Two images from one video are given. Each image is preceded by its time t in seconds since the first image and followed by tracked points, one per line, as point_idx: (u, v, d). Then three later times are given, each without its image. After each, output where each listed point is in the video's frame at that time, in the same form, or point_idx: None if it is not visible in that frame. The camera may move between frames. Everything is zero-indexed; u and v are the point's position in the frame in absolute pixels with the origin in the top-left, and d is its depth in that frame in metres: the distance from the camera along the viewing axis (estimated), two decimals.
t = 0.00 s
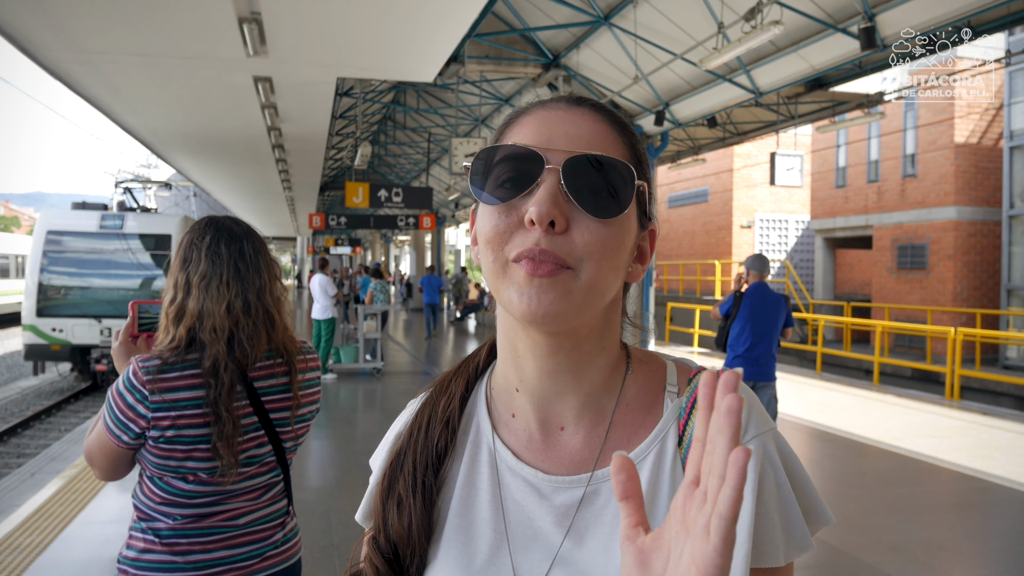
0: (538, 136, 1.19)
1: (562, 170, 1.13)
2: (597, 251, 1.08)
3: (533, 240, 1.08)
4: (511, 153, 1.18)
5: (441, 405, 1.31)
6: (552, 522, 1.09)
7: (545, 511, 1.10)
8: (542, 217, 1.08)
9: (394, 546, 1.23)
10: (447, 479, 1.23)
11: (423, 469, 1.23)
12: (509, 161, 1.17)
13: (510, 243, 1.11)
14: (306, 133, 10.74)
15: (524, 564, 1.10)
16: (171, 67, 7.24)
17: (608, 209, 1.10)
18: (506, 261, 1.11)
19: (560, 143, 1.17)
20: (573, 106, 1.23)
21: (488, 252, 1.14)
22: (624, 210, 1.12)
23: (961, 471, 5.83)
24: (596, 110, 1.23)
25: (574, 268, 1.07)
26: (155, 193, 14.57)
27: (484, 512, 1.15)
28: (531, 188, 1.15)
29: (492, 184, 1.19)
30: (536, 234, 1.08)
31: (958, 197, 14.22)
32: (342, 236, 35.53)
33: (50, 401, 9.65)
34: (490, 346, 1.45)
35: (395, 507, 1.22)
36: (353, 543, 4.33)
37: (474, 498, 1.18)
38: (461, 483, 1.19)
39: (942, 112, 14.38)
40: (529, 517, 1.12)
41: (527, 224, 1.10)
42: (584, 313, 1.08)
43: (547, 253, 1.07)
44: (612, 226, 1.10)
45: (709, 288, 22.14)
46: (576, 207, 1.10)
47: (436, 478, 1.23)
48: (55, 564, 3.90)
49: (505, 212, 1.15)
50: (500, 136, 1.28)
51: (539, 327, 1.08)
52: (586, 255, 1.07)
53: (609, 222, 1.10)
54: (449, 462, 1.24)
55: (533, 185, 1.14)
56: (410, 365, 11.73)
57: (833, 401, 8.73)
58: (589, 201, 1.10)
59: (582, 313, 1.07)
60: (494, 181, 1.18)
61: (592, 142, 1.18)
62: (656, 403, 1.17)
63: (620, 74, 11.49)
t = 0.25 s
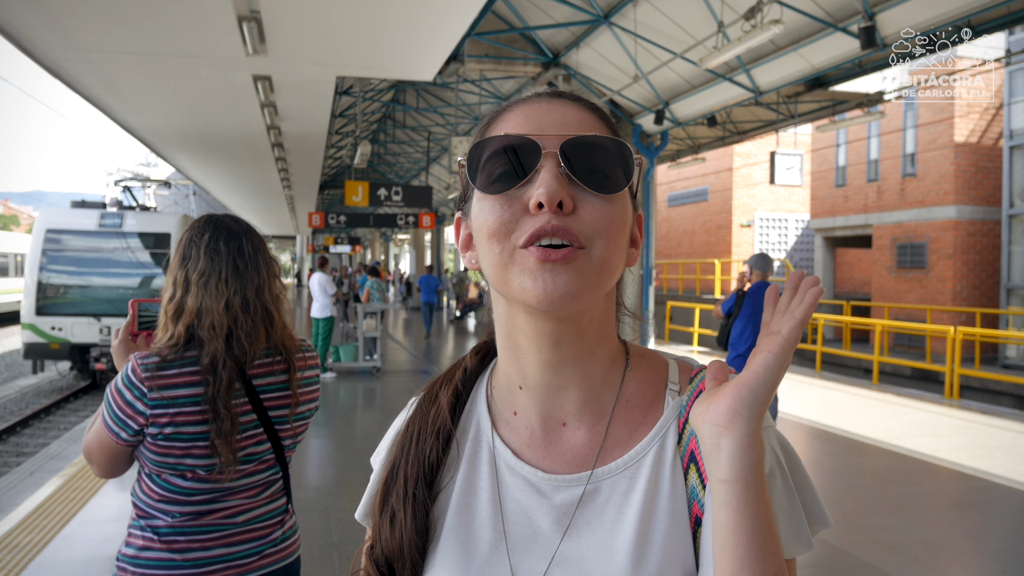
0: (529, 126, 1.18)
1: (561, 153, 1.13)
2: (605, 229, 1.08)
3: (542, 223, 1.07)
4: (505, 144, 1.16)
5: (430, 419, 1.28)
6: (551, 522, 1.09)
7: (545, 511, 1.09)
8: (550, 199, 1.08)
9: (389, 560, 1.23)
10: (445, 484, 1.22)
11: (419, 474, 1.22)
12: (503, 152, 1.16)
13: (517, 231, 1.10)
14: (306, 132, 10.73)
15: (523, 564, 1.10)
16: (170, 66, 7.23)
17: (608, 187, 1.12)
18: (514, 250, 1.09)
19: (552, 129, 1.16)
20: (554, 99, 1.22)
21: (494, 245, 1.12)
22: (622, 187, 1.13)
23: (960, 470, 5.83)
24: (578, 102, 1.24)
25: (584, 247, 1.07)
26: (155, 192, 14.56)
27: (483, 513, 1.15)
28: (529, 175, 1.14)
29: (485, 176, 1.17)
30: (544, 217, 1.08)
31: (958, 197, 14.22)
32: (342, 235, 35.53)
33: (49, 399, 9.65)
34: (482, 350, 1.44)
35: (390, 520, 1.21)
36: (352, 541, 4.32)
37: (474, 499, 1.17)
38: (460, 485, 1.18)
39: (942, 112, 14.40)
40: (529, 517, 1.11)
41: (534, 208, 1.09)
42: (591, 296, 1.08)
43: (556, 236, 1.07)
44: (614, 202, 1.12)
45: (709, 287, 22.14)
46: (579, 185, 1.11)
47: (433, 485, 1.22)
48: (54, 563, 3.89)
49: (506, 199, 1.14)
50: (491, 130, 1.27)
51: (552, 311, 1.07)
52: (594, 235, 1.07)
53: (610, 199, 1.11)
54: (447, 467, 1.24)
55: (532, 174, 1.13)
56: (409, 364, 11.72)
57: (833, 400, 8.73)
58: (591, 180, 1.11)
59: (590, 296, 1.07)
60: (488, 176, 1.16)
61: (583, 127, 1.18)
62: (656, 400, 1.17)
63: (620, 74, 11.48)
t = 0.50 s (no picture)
0: (516, 140, 1.19)
1: (552, 168, 1.13)
2: (600, 238, 1.09)
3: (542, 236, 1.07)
4: (496, 159, 1.17)
5: (433, 420, 1.31)
6: (555, 524, 1.09)
7: (548, 513, 1.09)
8: (547, 219, 1.08)
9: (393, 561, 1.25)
10: (447, 488, 1.24)
11: (421, 479, 1.24)
12: (493, 169, 1.17)
13: (515, 244, 1.10)
14: (305, 131, 10.73)
15: (525, 565, 1.10)
16: (169, 66, 7.23)
17: (601, 194, 1.12)
18: (513, 264, 1.09)
19: (541, 141, 1.17)
20: (541, 104, 1.23)
21: (491, 260, 1.12)
22: (618, 196, 1.14)
23: (960, 470, 5.83)
24: (567, 105, 1.24)
25: (583, 258, 1.07)
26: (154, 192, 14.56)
27: (486, 516, 1.16)
28: (524, 191, 1.14)
29: (479, 189, 1.18)
30: (542, 233, 1.08)
31: (957, 197, 14.22)
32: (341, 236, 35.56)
33: (49, 399, 9.65)
34: (480, 352, 1.44)
35: (391, 525, 1.23)
36: (352, 541, 4.32)
37: (475, 503, 1.18)
38: (463, 489, 1.19)
39: (941, 112, 14.41)
40: (532, 519, 1.12)
41: (531, 225, 1.09)
42: (592, 305, 1.08)
43: (555, 248, 1.07)
44: (609, 211, 1.12)
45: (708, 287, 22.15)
46: (573, 200, 1.11)
47: (434, 489, 1.24)
48: (53, 563, 3.89)
49: (502, 214, 1.14)
50: (483, 137, 1.28)
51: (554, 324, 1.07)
52: (593, 245, 1.08)
53: (606, 208, 1.12)
54: (448, 470, 1.26)
55: (527, 188, 1.14)
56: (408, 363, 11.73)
57: (832, 400, 8.73)
58: (589, 191, 1.11)
59: (592, 305, 1.07)
60: (480, 192, 1.18)
61: (574, 134, 1.19)
62: (658, 403, 1.17)
63: (620, 74, 11.49)
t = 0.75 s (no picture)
0: (515, 131, 1.18)
1: (553, 154, 1.13)
2: (605, 225, 1.09)
3: (543, 227, 1.07)
4: (492, 155, 1.17)
5: (431, 422, 1.31)
6: (555, 522, 1.08)
7: (548, 511, 1.09)
8: (547, 201, 1.08)
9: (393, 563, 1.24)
10: (447, 490, 1.23)
11: (421, 480, 1.23)
12: (493, 165, 1.16)
13: (515, 238, 1.10)
14: (305, 133, 10.72)
15: (526, 565, 1.10)
16: (168, 67, 7.23)
17: (599, 186, 1.12)
18: (514, 258, 1.09)
19: (539, 131, 1.17)
20: (536, 99, 1.23)
21: (491, 255, 1.12)
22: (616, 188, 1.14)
23: (960, 470, 5.83)
24: (561, 102, 1.24)
25: (588, 246, 1.07)
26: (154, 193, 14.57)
27: (486, 514, 1.16)
28: (522, 181, 1.13)
29: (476, 183, 1.18)
30: (542, 220, 1.08)
31: (957, 197, 14.21)
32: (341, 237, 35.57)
33: (49, 401, 9.66)
34: (478, 353, 1.44)
35: (391, 527, 1.23)
36: (352, 542, 4.32)
37: (476, 502, 1.18)
38: (463, 488, 1.19)
39: (941, 112, 14.41)
40: (531, 518, 1.11)
41: (530, 212, 1.09)
42: (595, 296, 1.08)
43: (557, 238, 1.06)
44: (608, 200, 1.12)
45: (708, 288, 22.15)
46: (573, 186, 1.11)
47: (435, 491, 1.23)
48: (54, 564, 3.90)
49: (501, 208, 1.13)
50: (475, 139, 1.28)
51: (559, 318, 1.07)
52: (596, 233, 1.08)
53: (605, 199, 1.12)
54: (449, 472, 1.24)
55: (525, 180, 1.13)
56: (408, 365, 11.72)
57: (832, 400, 8.73)
58: (587, 180, 1.11)
59: (596, 295, 1.07)
60: (477, 185, 1.17)
61: (567, 126, 1.18)
62: (658, 402, 1.16)
63: (619, 74, 11.48)
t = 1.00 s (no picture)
0: (504, 146, 1.18)
1: (547, 168, 1.13)
2: (604, 236, 1.09)
3: (547, 240, 1.07)
4: (487, 168, 1.16)
5: (429, 430, 1.31)
6: (556, 518, 1.08)
7: (549, 508, 1.09)
8: (551, 216, 1.06)
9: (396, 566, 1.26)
10: (446, 494, 1.24)
11: (420, 485, 1.25)
12: (487, 178, 1.16)
13: (521, 251, 1.09)
14: (303, 133, 10.71)
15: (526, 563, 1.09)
16: (167, 68, 7.22)
17: (595, 196, 1.12)
18: (520, 274, 1.09)
19: (531, 144, 1.16)
20: (519, 107, 1.23)
21: (497, 273, 1.11)
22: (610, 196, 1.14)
23: (960, 470, 5.82)
24: (545, 106, 1.24)
25: (589, 256, 1.07)
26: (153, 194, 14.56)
27: (489, 514, 1.16)
28: (522, 197, 1.12)
29: (472, 199, 1.17)
30: (545, 234, 1.07)
31: (957, 197, 14.21)
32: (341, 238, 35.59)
33: (48, 402, 9.65)
34: (474, 356, 1.44)
35: (390, 530, 1.25)
36: (352, 543, 4.32)
37: (478, 503, 1.19)
38: (465, 489, 1.20)
39: (940, 112, 14.41)
40: (534, 515, 1.11)
41: (533, 227, 1.08)
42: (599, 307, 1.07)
43: (561, 251, 1.06)
44: (604, 208, 1.12)
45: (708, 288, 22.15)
46: (570, 198, 1.11)
47: (431, 496, 1.25)
48: (53, 566, 3.89)
49: (503, 224, 1.12)
50: (463, 145, 1.28)
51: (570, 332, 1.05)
52: (596, 243, 1.08)
53: (602, 207, 1.12)
54: (448, 476, 1.26)
55: (525, 195, 1.12)
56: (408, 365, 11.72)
57: (832, 400, 8.72)
58: (579, 191, 1.11)
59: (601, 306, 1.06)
60: (474, 201, 1.16)
61: (558, 135, 1.18)
62: (663, 402, 1.12)
63: (618, 75, 11.47)
